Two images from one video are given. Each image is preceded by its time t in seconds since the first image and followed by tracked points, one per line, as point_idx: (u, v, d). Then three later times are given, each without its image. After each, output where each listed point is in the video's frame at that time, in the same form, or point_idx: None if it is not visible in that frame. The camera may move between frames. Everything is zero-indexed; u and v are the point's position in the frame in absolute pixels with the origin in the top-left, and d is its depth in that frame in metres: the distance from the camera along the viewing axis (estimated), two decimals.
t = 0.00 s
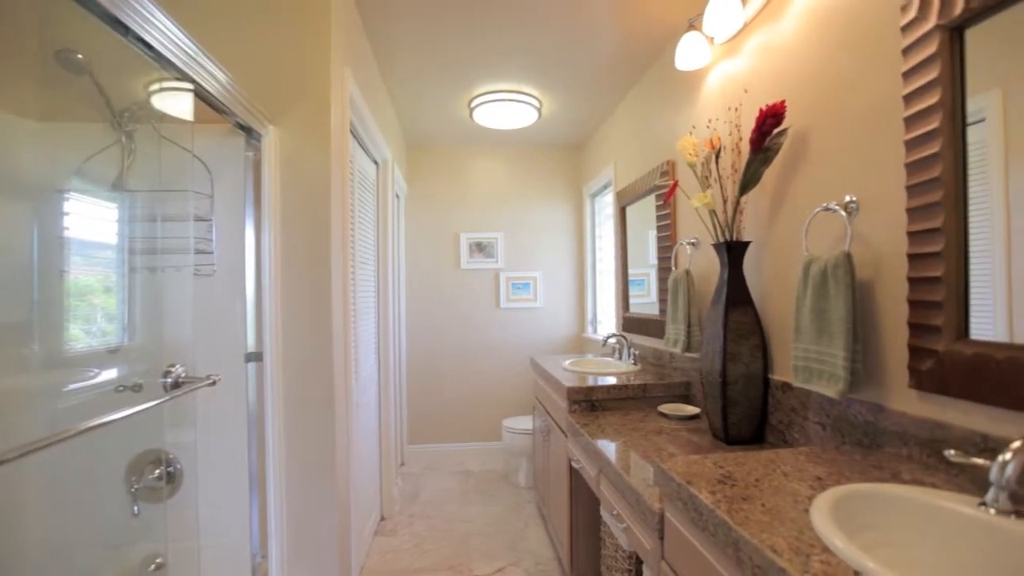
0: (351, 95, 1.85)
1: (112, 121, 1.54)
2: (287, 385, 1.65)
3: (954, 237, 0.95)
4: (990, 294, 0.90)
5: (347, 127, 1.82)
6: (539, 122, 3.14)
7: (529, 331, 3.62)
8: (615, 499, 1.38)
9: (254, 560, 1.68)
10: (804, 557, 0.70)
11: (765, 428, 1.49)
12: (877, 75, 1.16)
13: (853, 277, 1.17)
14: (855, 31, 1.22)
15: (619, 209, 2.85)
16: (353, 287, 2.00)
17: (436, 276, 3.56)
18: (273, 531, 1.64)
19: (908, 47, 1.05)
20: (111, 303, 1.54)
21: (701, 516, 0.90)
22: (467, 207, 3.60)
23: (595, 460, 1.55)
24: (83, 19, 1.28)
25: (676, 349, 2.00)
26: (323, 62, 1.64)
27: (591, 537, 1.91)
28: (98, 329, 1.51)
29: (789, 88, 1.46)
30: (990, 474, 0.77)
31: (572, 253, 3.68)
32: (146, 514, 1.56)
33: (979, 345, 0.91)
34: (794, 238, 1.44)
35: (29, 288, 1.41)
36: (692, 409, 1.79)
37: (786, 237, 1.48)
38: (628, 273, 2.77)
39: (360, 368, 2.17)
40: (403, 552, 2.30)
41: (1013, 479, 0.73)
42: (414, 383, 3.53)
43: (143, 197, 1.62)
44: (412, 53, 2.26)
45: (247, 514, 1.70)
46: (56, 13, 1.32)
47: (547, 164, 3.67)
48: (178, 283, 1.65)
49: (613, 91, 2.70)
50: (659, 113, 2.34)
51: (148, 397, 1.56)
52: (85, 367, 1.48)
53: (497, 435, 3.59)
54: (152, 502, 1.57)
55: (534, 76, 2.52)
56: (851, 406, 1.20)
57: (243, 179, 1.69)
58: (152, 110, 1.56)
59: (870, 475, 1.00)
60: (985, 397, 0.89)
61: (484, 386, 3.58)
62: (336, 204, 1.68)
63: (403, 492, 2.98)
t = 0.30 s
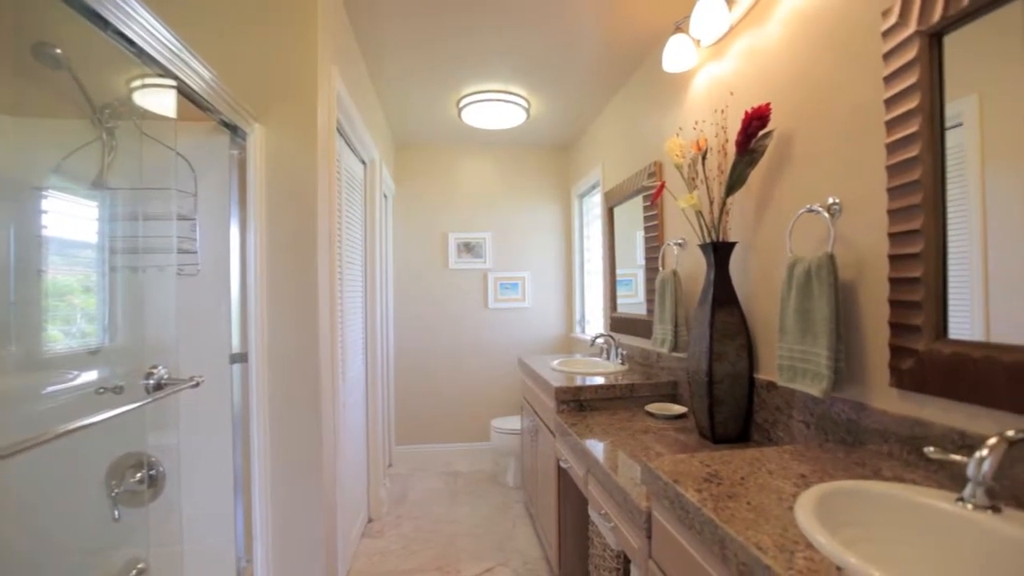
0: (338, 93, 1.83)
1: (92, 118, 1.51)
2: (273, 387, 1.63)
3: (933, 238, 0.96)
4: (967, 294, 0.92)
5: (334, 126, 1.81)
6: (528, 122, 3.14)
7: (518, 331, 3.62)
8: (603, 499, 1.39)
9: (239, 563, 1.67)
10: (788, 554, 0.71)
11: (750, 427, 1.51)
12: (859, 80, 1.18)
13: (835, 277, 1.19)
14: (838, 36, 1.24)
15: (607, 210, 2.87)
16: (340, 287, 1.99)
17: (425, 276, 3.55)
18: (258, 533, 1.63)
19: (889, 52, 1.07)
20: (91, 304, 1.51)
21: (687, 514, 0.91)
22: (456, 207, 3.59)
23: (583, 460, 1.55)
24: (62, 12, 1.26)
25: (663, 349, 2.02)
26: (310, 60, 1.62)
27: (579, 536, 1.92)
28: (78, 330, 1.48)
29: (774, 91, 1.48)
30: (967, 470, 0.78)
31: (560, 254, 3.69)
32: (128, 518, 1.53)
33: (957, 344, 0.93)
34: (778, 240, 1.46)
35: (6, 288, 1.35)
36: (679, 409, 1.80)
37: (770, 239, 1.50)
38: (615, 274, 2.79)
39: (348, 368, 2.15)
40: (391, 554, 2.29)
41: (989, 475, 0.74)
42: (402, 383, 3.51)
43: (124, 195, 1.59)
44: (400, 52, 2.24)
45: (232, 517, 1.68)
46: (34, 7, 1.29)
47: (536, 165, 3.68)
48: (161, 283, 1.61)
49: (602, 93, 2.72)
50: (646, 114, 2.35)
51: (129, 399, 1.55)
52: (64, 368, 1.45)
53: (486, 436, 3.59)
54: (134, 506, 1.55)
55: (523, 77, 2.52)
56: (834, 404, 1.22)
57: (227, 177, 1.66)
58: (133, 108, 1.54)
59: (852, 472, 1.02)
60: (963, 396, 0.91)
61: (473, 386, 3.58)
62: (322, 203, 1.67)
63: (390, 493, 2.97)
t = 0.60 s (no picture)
0: (325, 92, 1.81)
1: (73, 114, 1.47)
2: (259, 388, 1.61)
3: (914, 240, 0.98)
4: (946, 294, 0.94)
5: (321, 125, 1.79)
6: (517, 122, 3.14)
7: (506, 331, 3.62)
8: (591, 498, 1.39)
9: (223, 569, 1.65)
10: (773, 551, 0.71)
11: (736, 426, 1.53)
12: (842, 84, 1.20)
13: (819, 277, 1.21)
14: (822, 40, 1.26)
15: (595, 210, 2.88)
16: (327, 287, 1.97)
17: (413, 276, 3.53)
18: (243, 537, 1.61)
19: (871, 57, 1.09)
20: (70, 304, 1.46)
21: (674, 513, 0.92)
22: (445, 207, 3.58)
23: (571, 459, 1.56)
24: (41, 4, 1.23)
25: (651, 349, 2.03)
26: (297, 58, 1.61)
27: (568, 536, 1.92)
28: (56, 330, 1.44)
29: (759, 94, 1.50)
30: (948, 466, 0.76)
31: (549, 254, 3.69)
32: (109, 522, 1.50)
33: (937, 343, 0.95)
34: (764, 241, 1.48)
35: None
36: (666, 408, 1.82)
37: (756, 240, 1.51)
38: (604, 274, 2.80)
39: (335, 368, 2.13)
40: (379, 555, 2.27)
41: (966, 471, 0.72)
42: (390, 384, 3.49)
43: (105, 192, 1.55)
44: (388, 51, 2.23)
45: (217, 521, 1.66)
46: None
47: (525, 165, 3.68)
48: (143, 282, 1.59)
49: (590, 94, 2.73)
50: (634, 116, 2.37)
51: (111, 402, 1.51)
52: (44, 370, 1.41)
53: (474, 436, 3.58)
54: (115, 510, 1.51)
55: (512, 77, 2.52)
56: (818, 403, 1.24)
57: (211, 177, 1.65)
58: (114, 103, 1.51)
59: (836, 470, 1.03)
60: (943, 394, 0.93)
61: (461, 386, 3.57)
62: (309, 202, 1.65)
63: (378, 495, 2.95)
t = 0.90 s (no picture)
0: (312, 90, 1.80)
1: (52, 110, 1.45)
2: (245, 389, 1.59)
3: (895, 241, 1.00)
4: (927, 294, 0.96)
5: (308, 123, 1.78)
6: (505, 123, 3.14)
7: (495, 331, 3.62)
8: (580, 498, 1.40)
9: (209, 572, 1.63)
10: (759, 548, 0.72)
11: (722, 425, 1.55)
12: (826, 88, 1.22)
13: (804, 278, 1.22)
14: (807, 45, 1.28)
15: (583, 211, 2.89)
16: (314, 287, 1.95)
17: (401, 276, 3.52)
18: (228, 541, 1.58)
19: (853, 61, 1.11)
20: (49, 304, 1.44)
21: (661, 512, 0.92)
22: (433, 207, 3.57)
23: (559, 459, 1.56)
24: None
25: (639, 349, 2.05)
26: (283, 56, 1.59)
27: (556, 535, 1.93)
28: (35, 331, 1.41)
29: (745, 97, 1.51)
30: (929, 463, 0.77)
31: (538, 254, 3.70)
32: (89, 528, 1.47)
33: (917, 342, 0.96)
34: (750, 241, 1.50)
35: None
36: (654, 407, 1.83)
37: (742, 241, 1.53)
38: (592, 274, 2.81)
39: (322, 369, 2.11)
40: (366, 557, 2.26)
41: (946, 467, 0.73)
42: (377, 385, 3.47)
43: (85, 190, 1.52)
44: (376, 51, 2.22)
45: (201, 523, 1.64)
46: None
47: (513, 165, 3.68)
48: (124, 283, 1.54)
49: (579, 95, 2.74)
50: (622, 117, 2.38)
51: (91, 404, 1.48)
52: (20, 373, 1.38)
53: (463, 437, 3.57)
54: (95, 515, 1.48)
55: (500, 77, 2.52)
56: (802, 401, 1.26)
57: (195, 178, 1.62)
58: (95, 100, 1.48)
59: (819, 467, 1.05)
60: (922, 392, 0.95)
61: (450, 387, 3.56)
62: (296, 201, 1.63)
63: (366, 496, 2.93)
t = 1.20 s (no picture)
0: (301, 89, 1.78)
1: (32, 107, 1.42)
2: (232, 390, 1.57)
3: (881, 242, 1.02)
4: (910, 294, 0.97)
5: (296, 122, 1.76)
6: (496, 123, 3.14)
7: (485, 331, 3.62)
8: (570, 497, 1.40)
9: None
10: (747, 546, 0.73)
11: (711, 424, 1.56)
12: (813, 91, 1.23)
13: (791, 278, 1.24)
14: (794, 48, 1.29)
15: (574, 211, 2.90)
16: (303, 287, 1.94)
17: (391, 276, 3.50)
18: (215, 544, 1.56)
19: (839, 65, 1.12)
20: (30, 304, 1.41)
21: (651, 511, 0.93)
22: (423, 207, 3.56)
23: (550, 458, 1.57)
24: None
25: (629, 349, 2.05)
26: (271, 54, 1.58)
27: (547, 535, 1.93)
28: (16, 332, 1.38)
29: (734, 98, 1.53)
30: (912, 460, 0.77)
31: (528, 254, 3.70)
32: (72, 532, 1.45)
33: (902, 342, 0.98)
34: (738, 242, 1.51)
35: None
36: (644, 407, 1.84)
37: (731, 241, 1.55)
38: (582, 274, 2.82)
39: (311, 370, 2.09)
40: (356, 559, 2.24)
41: (929, 466, 0.74)
42: (367, 386, 3.44)
43: (68, 189, 1.49)
44: (365, 50, 2.21)
45: (187, 527, 1.60)
46: None
47: (504, 165, 3.68)
48: (109, 283, 1.52)
49: (569, 95, 2.74)
50: (612, 118, 2.39)
51: (74, 406, 1.45)
52: (1, 374, 1.35)
53: (453, 437, 3.56)
54: (79, 519, 1.46)
55: (491, 77, 2.52)
56: (789, 400, 1.27)
57: (182, 177, 1.59)
58: (78, 96, 1.45)
59: (806, 465, 1.06)
60: (907, 390, 0.96)
61: (440, 387, 3.55)
62: (284, 200, 1.62)
63: (356, 497, 2.91)
